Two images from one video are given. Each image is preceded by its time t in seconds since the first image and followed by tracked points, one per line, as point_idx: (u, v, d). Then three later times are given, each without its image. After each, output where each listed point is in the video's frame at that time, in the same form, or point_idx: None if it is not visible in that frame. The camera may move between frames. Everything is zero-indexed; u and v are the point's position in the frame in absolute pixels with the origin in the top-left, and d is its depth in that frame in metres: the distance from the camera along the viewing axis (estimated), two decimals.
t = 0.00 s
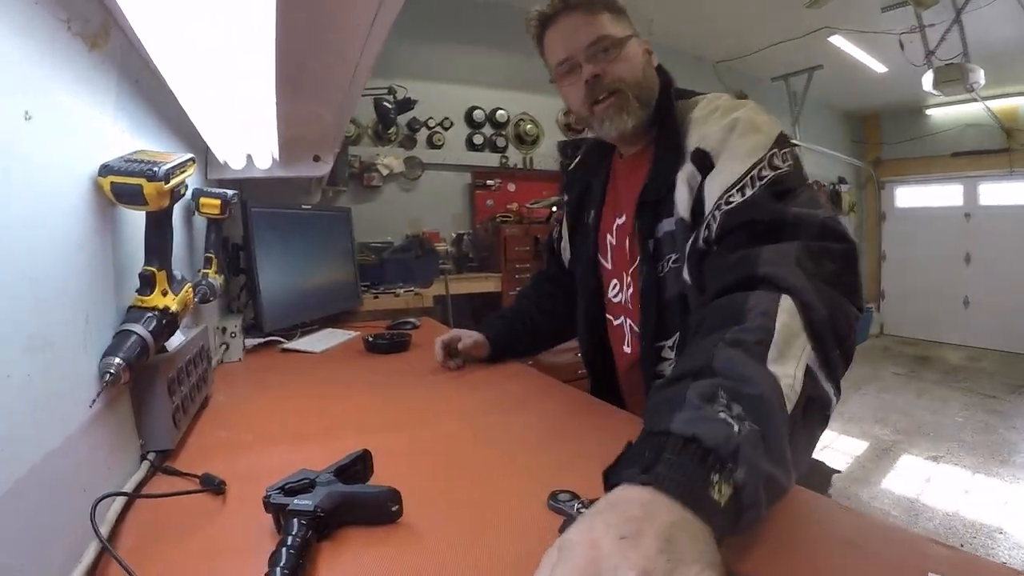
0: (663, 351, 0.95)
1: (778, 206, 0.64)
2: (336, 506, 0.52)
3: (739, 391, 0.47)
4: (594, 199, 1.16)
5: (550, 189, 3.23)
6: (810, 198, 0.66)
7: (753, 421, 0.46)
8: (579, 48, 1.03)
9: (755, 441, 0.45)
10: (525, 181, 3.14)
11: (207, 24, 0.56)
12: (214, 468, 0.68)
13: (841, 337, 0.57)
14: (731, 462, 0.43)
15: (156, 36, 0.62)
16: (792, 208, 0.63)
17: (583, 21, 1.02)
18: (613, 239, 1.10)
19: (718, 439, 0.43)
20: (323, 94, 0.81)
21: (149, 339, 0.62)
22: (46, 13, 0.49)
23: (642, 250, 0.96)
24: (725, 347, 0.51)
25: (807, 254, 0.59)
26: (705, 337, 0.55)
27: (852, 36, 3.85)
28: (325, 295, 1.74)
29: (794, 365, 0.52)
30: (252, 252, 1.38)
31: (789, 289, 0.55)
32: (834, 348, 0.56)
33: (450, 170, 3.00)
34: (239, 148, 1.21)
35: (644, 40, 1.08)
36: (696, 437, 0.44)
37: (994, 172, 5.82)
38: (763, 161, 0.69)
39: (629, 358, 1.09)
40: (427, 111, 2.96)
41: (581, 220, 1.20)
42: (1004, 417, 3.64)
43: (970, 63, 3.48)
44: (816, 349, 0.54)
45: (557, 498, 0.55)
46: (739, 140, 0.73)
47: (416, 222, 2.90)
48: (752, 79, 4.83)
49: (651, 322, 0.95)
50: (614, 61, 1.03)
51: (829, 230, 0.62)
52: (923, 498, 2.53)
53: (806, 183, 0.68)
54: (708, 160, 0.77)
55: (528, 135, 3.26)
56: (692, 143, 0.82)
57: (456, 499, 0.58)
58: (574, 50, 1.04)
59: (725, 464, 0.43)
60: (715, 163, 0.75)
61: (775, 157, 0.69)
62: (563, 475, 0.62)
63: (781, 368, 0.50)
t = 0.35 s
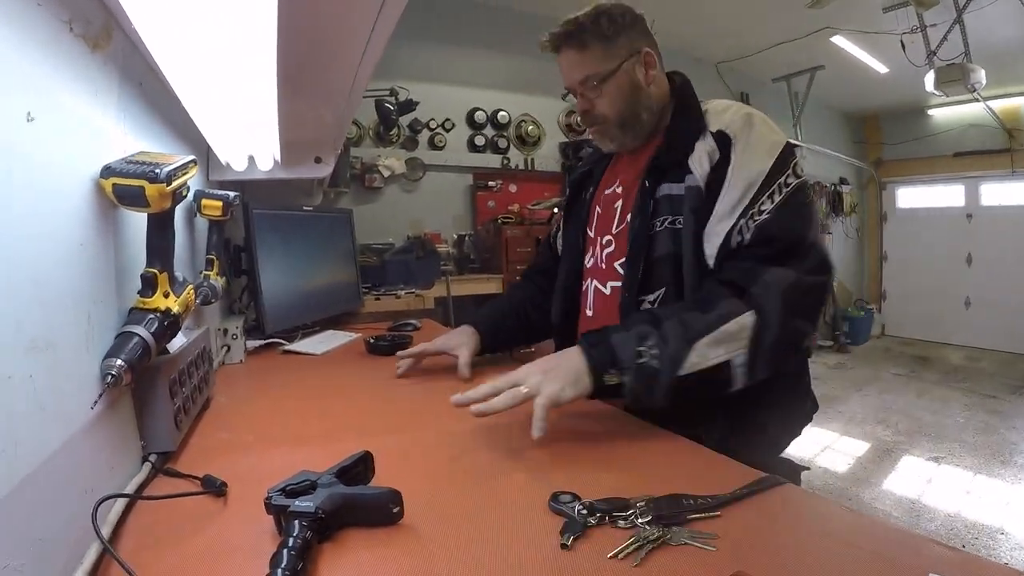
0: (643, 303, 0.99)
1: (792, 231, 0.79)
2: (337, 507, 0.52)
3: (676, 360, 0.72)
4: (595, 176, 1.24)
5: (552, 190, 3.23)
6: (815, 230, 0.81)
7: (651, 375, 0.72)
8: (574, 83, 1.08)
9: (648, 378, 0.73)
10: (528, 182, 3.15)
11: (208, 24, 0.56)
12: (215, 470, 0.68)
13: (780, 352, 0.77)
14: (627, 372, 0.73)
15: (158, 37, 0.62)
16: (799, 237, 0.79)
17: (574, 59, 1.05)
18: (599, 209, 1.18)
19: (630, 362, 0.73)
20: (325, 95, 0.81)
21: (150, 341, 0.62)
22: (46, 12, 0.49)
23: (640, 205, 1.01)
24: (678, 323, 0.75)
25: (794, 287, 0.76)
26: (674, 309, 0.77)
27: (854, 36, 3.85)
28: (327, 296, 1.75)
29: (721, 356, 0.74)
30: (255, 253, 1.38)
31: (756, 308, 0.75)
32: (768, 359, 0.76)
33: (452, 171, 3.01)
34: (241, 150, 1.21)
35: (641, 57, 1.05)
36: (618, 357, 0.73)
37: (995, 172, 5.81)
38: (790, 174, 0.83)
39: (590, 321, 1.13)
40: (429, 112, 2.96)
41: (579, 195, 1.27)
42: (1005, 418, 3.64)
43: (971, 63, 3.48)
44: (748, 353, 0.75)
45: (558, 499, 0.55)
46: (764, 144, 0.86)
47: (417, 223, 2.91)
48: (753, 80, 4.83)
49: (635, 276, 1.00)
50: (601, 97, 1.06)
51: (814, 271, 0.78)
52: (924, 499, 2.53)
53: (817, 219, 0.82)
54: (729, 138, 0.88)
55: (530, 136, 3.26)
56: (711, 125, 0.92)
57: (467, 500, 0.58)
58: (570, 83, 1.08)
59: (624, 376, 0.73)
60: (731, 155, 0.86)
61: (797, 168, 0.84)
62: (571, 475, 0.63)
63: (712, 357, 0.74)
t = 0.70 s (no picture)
0: (623, 287, 1.01)
1: (747, 225, 0.81)
2: (338, 507, 0.52)
3: (628, 378, 0.76)
4: (591, 171, 1.25)
5: (552, 190, 3.24)
6: (772, 222, 0.83)
7: (606, 391, 0.76)
8: (578, 82, 1.08)
9: (604, 395, 0.76)
10: (528, 182, 3.15)
11: (208, 24, 0.56)
12: (214, 471, 0.68)
13: (732, 349, 0.79)
14: (586, 397, 0.77)
15: (157, 36, 0.62)
16: (752, 230, 0.81)
17: (578, 59, 1.06)
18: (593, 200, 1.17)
19: (586, 388, 0.77)
20: (325, 95, 0.81)
21: (151, 341, 0.62)
22: (46, 11, 0.49)
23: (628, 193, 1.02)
24: (631, 339, 0.78)
25: (739, 281, 0.79)
26: (626, 323, 0.81)
27: (854, 36, 3.85)
28: (327, 296, 1.75)
29: (673, 364, 0.77)
30: (255, 253, 1.38)
31: (699, 309, 0.77)
32: (720, 357, 0.78)
33: (452, 171, 3.01)
34: (241, 150, 1.21)
35: (643, 61, 1.06)
36: (575, 384, 0.77)
37: (995, 172, 5.81)
38: (755, 171, 0.86)
39: (577, 305, 1.12)
40: (429, 112, 2.96)
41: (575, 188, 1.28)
42: (1005, 418, 3.64)
43: (971, 63, 3.48)
44: (701, 354, 0.77)
45: (558, 499, 0.55)
46: (738, 145, 0.89)
47: (417, 223, 2.91)
48: (753, 80, 4.83)
49: (618, 258, 1.01)
50: (604, 95, 1.06)
51: (764, 260, 0.80)
52: (924, 499, 2.53)
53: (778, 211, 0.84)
54: (716, 139, 0.91)
55: (530, 136, 3.26)
56: (704, 126, 0.95)
57: (469, 501, 0.58)
58: (574, 83, 1.09)
59: (585, 400, 0.77)
60: (709, 154, 0.90)
61: (764, 167, 0.87)
62: (570, 476, 0.63)
63: (660, 362, 0.76)
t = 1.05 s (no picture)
0: (629, 293, 1.01)
1: (768, 219, 0.83)
2: (338, 507, 0.52)
3: (686, 390, 0.72)
4: (578, 173, 1.25)
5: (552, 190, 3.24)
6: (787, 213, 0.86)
7: (670, 408, 0.71)
8: (554, 78, 1.09)
9: (664, 413, 0.71)
10: (528, 182, 3.15)
11: (207, 23, 0.56)
12: (214, 470, 0.68)
13: (768, 343, 0.81)
14: (648, 417, 0.70)
15: (157, 36, 0.62)
16: (775, 224, 0.83)
17: (554, 55, 1.06)
18: (586, 205, 1.18)
19: (648, 407, 0.70)
20: (325, 96, 0.81)
21: (150, 341, 0.62)
22: (46, 10, 0.49)
23: (625, 198, 1.03)
24: (679, 352, 0.75)
25: (774, 277, 0.80)
26: (668, 335, 0.77)
27: (854, 35, 3.85)
28: (327, 297, 1.75)
29: (719, 368, 0.76)
30: (255, 253, 1.38)
31: (744, 310, 0.77)
32: (758, 355, 0.80)
33: (451, 171, 3.01)
34: (241, 150, 1.21)
35: (619, 55, 1.04)
36: (634, 404, 0.70)
37: (996, 172, 5.81)
38: (763, 164, 0.88)
39: (583, 314, 1.11)
40: (429, 112, 2.96)
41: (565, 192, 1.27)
42: (1005, 418, 3.64)
43: (972, 63, 3.48)
44: (745, 355, 0.78)
45: (558, 499, 0.55)
46: (744, 138, 0.91)
47: (417, 223, 2.91)
48: (753, 80, 4.83)
49: (619, 264, 1.01)
50: (579, 91, 1.07)
51: (792, 253, 0.83)
52: (923, 499, 2.53)
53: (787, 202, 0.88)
54: (714, 134, 0.92)
55: (529, 136, 3.26)
56: (698, 120, 0.96)
57: (471, 502, 0.57)
58: (551, 79, 1.10)
59: (646, 420, 0.70)
60: (714, 152, 0.90)
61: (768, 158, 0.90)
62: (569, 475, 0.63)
63: (708, 369, 0.75)
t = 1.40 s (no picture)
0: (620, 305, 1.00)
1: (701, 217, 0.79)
2: (338, 507, 0.52)
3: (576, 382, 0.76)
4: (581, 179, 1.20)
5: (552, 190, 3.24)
6: (735, 210, 0.79)
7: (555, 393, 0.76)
8: (549, 85, 1.09)
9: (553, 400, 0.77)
10: (528, 182, 3.16)
11: (208, 24, 0.56)
12: (214, 470, 0.68)
13: (688, 346, 0.76)
14: (536, 401, 0.78)
15: (157, 36, 0.62)
16: (712, 221, 0.78)
17: (551, 59, 1.05)
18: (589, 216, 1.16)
19: (535, 391, 0.78)
20: (325, 95, 0.81)
21: (150, 341, 0.62)
22: (47, 9, 0.49)
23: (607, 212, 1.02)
24: (581, 344, 0.79)
25: (692, 275, 0.76)
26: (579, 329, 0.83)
27: (853, 36, 3.85)
28: (327, 297, 1.75)
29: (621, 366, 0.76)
30: (255, 253, 1.38)
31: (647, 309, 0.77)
32: (676, 356, 0.76)
33: (451, 171, 3.01)
34: (241, 150, 1.21)
35: (614, 56, 1.06)
36: (526, 388, 0.79)
37: (996, 172, 5.81)
38: (717, 158, 0.82)
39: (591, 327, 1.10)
40: (429, 112, 2.96)
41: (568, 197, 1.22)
42: (1005, 418, 3.64)
43: (971, 63, 3.48)
44: (655, 355, 0.75)
45: (557, 499, 0.55)
46: (709, 136, 0.85)
47: (417, 223, 2.91)
48: (753, 80, 4.83)
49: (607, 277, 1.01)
50: (578, 96, 1.07)
51: (720, 251, 0.77)
52: (923, 499, 2.53)
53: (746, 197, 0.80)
54: (682, 139, 0.89)
55: (529, 136, 3.26)
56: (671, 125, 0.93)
57: (470, 501, 0.58)
58: (546, 85, 1.09)
59: (534, 404, 0.78)
60: (676, 154, 0.88)
61: (728, 152, 0.83)
62: (562, 475, 0.63)
63: (610, 365, 0.76)
